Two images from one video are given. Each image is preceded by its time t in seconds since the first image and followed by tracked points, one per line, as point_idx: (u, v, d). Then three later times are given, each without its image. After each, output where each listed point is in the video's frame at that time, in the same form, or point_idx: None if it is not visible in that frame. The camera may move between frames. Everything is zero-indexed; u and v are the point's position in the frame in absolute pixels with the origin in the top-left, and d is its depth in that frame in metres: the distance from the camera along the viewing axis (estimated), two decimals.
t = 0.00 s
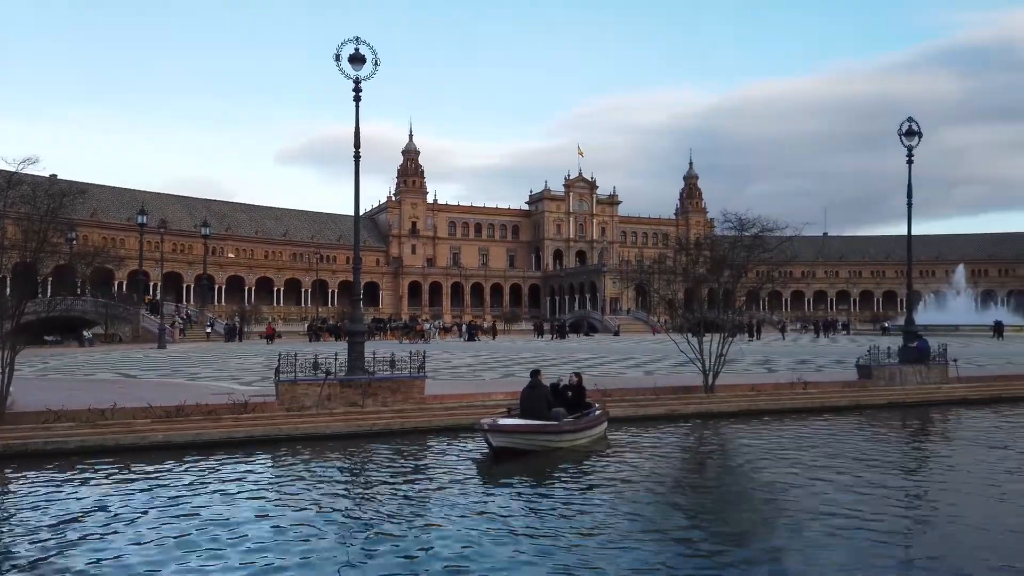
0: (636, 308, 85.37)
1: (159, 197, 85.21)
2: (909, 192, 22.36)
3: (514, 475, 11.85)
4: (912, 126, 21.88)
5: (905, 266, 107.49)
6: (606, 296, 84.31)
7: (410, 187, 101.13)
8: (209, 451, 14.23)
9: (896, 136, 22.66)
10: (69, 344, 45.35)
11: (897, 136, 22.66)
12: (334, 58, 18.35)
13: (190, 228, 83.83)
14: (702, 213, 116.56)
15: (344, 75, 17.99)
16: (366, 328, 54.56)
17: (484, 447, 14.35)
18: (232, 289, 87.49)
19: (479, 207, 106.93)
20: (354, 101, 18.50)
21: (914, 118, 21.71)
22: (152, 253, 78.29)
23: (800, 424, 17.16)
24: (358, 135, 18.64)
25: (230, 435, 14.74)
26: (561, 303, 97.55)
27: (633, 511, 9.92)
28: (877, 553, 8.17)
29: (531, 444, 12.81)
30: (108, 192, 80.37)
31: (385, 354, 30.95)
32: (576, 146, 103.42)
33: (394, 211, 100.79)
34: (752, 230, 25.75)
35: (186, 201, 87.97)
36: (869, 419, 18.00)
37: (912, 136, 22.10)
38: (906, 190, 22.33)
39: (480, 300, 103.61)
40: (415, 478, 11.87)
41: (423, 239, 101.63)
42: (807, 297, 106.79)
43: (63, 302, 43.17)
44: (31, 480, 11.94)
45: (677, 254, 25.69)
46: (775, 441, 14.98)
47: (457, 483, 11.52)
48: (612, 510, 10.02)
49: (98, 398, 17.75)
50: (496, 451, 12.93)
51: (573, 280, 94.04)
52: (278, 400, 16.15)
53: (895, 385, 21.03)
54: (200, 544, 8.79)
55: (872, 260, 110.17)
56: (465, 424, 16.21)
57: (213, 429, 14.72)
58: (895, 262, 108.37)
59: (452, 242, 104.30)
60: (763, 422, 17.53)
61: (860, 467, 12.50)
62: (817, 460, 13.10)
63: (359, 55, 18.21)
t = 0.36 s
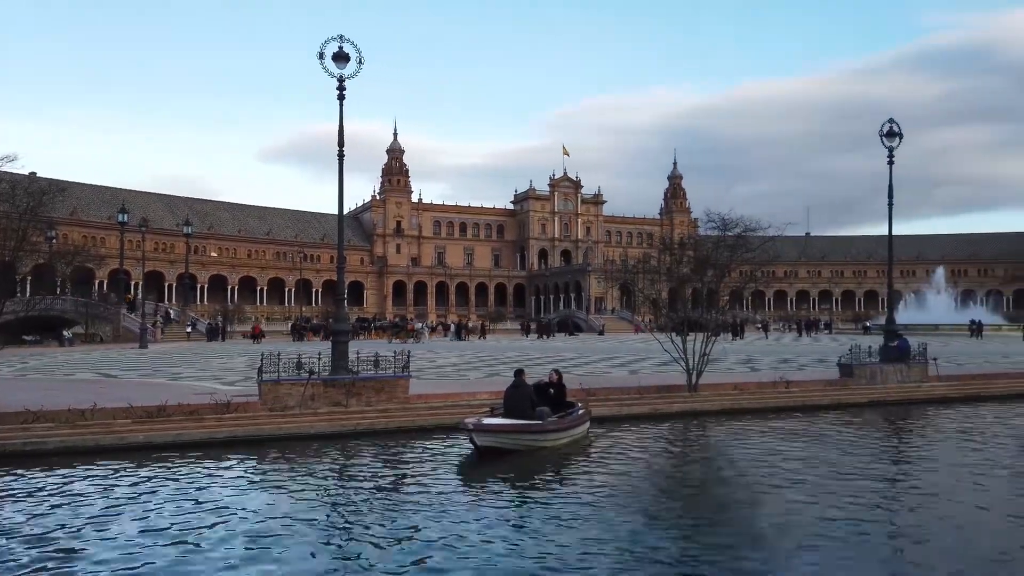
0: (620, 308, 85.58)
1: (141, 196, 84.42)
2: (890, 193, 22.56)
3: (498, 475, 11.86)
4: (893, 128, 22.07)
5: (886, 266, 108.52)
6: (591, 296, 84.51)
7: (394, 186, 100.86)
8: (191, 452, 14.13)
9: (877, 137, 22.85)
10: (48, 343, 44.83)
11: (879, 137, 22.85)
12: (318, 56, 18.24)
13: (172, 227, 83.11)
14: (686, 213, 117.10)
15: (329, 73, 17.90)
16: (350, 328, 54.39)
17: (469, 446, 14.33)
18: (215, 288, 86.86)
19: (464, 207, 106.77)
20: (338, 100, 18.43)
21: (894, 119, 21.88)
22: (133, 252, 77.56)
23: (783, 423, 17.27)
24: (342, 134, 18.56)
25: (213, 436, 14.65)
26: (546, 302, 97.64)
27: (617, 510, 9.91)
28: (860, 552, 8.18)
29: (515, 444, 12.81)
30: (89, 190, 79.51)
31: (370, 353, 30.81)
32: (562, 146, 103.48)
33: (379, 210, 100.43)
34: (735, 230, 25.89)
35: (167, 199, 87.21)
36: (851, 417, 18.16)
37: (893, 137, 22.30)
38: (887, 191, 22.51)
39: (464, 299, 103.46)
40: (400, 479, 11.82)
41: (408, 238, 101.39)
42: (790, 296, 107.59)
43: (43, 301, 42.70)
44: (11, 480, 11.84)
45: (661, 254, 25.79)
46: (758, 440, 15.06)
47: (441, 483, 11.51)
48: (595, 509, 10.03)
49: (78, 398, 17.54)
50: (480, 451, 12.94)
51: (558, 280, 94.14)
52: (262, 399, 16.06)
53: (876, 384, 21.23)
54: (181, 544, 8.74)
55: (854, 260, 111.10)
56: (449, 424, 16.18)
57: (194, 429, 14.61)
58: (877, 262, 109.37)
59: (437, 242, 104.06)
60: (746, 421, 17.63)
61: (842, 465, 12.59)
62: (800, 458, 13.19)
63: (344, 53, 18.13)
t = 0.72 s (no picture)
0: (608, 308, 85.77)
1: (126, 196, 83.80)
2: (875, 193, 22.72)
3: (486, 475, 11.86)
4: (878, 130, 22.23)
5: (872, 267, 109.39)
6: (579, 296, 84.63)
7: (382, 186, 100.67)
8: (178, 453, 14.04)
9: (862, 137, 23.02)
10: (32, 344, 44.38)
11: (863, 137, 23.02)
12: (304, 56, 18.17)
13: (158, 226, 82.53)
14: (674, 213, 117.53)
15: (316, 73, 17.84)
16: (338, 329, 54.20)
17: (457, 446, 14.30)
18: (201, 289, 86.35)
19: (452, 207, 106.59)
20: (325, 99, 18.36)
21: (879, 120, 22.03)
22: (118, 252, 77.02)
23: (770, 422, 17.36)
24: (329, 134, 18.50)
25: (199, 437, 14.55)
26: (534, 303, 97.71)
27: (605, 511, 9.91)
28: (846, 551, 8.21)
29: (504, 444, 12.81)
30: (73, 190, 78.84)
31: (357, 354, 30.69)
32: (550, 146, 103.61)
33: (366, 210, 100.17)
34: (722, 230, 26.01)
35: (153, 199, 86.66)
36: (836, 416, 18.30)
37: (878, 138, 22.47)
38: (872, 192, 22.68)
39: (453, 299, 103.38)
40: (387, 479, 11.79)
41: (396, 239, 101.20)
42: (776, 296, 108.32)
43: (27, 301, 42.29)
44: None
45: (649, 254, 25.87)
46: (744, 439, 15.13)
47: (430, 483, 11.51)
48: (584, 509, 10.02)
49: (62, 400, 17.37)
50: (468, 451, 12.94)
51: (546, 280, 94.23)
52: (248, 400, 15.98)
53: (862, 383, 21.36)
54: (163, 547, 8.68)
55: (841, 260, 111.82)
56: (436, 424, 16.18)
57: (180, 431, 14.50)
58: (863, 263, 110.19)
59: (425, 242, 103.87)
60: (733, 420, 17.71)
61: (828, 464, 12.69)
62: (788, 458, 13.25)
63: (331, 53, 18.07)
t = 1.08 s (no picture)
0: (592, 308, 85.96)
1: (106, 195, 82.95)
2: (857, 193, 22.91)
3: (470, 475, 11.86)
4: (859, 131, 22.42)
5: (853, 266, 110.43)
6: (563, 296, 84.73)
7: (366, 186, 100.34)
8: (159, 455, 13.93)
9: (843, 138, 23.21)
10: (10, 345, 43.83)
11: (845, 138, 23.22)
12: (287, 55, 18.07)
13: (139, 226, 81.79)
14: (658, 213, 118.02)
15: (299, 72, 17.74)
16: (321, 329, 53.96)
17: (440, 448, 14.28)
18: (182, 289, 85.65)
19: (436, 207, 106.39)
20: (308, 99, 18.27)
21: (860, 122, 22.19)
22: (98, 252, 76.22)
23: (751, 421, 17.47)
24: (312, 133, 18.41)
25: (180, 439, 14.43)
26: (519, 303, 97.78)
27: (590, 512, 9.90)
28: (827, 552, 8.23)
29: (487, 444, 12.81)
30: (52, 189, 77.93)
31: (341, 354, 30.55)
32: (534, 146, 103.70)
33: (350, 210, 99.81)
34: (705, 230, 26.14)
35: (133, 198, 85.85)
36: (817, 415, 18.46)
37: (859, 139, 22.66)
38: (853, 192, 22.85)
39: (437, 299, 103.23)
40: (370, 481, 11.72)
41: (380, 238, 100.90)
42: (758, 296, 109.15)
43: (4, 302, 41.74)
44: None
45: (632, 255, 25.96)
46: (727, 438, 15.22)
47: (413, 483, 11.50)
48: (567, 510, 9.98)
49: (40, 402, 17.16)
50: (452, 452, 12.93)
51: (531, 280, 94.32)
52: (230, 401, 15.86)
53: (843, 382, 21.55)
54: (140, 551, 8.58)
55: (823, 260, 112.75)
56: (420, 425, 16.14)
57: (160, 433, 14.38)
58: (844, 262, 111.22)
59: (409, 242, 103.60)
60: (716, 420, 17.81)
61: (809, 462, 12.80)
62: (769, 457, 13.33)
63: (314, 52, 17.98)
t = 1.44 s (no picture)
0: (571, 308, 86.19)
1: (78, 195, 81.74)
2: (831, 194, 23.21)
3: (448, 476, 11.85)
4: (833, 133, 22.69)
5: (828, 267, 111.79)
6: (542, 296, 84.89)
7: (344, 186, 99.85)
8: (132, 458, 13.74)
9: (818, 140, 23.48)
10: None
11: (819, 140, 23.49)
12: (264, 53, 17.93)
13: (112, 225, 80.71)
14: (636, 214, 118.64)
15: (276, 70, 17.62)
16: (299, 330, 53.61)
17: (418, 448, 14.23)
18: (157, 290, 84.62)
19: (415, 206, 106.09)
20: (285, 98, 18.15)
21: (834, 124, 22.47)
22: (70, 252, 75.07)
23: (728, 420, 17.62)
24: (289, 132, 18.29)
25: (154, 441, 14.24)
26: (498, 303, 97.77)
27: (568, 511, 9.90)
28: (802, 550, 8.28)
29: (465, 444, 12.80)
30: (23, 188, 76.66)
31: (318, 355, 30.37)
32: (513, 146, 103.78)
33: (328, 209, 99.26)
34: (683, 231, 26.31)
35: (107, 198, 84.69)
36: (793, 414, 18.65)
37: (833, 141, 22.95)
38: (827, 193, 23.13)
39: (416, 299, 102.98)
40: (348, 482, 11.65)
41: (358, 239, 100.42)
42: (734, 296, 110.11)
43: None
44: None
45: (610, 255, 26.05)
46: (704, 437, 15.33)
47: (391, 484, 11.46)
48: (546, 510, 9.99)
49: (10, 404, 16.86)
50: (430, 452, 12.91)
51: (510, 281, 94.34)
52: (205, 403, 15.68)
53: (817, 381, 21.80)
54: (112, 555, 8.44)
55: (799, 260, 113.94)
56: (398, 426, 16.09)
57: (134, 435, 14.18)
58: (819, 263, 112.55)
59: (387, 242, 103.20)
60: (693, 419, 17.94)
61: (785, 461, 12.93)
62: (745, 455, 13.44)
63: (291, 51, 17.87)
